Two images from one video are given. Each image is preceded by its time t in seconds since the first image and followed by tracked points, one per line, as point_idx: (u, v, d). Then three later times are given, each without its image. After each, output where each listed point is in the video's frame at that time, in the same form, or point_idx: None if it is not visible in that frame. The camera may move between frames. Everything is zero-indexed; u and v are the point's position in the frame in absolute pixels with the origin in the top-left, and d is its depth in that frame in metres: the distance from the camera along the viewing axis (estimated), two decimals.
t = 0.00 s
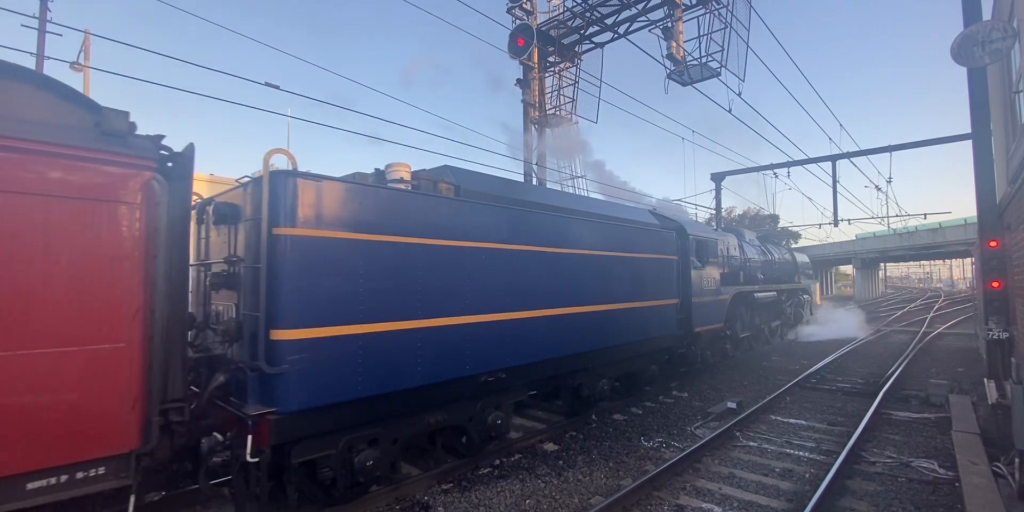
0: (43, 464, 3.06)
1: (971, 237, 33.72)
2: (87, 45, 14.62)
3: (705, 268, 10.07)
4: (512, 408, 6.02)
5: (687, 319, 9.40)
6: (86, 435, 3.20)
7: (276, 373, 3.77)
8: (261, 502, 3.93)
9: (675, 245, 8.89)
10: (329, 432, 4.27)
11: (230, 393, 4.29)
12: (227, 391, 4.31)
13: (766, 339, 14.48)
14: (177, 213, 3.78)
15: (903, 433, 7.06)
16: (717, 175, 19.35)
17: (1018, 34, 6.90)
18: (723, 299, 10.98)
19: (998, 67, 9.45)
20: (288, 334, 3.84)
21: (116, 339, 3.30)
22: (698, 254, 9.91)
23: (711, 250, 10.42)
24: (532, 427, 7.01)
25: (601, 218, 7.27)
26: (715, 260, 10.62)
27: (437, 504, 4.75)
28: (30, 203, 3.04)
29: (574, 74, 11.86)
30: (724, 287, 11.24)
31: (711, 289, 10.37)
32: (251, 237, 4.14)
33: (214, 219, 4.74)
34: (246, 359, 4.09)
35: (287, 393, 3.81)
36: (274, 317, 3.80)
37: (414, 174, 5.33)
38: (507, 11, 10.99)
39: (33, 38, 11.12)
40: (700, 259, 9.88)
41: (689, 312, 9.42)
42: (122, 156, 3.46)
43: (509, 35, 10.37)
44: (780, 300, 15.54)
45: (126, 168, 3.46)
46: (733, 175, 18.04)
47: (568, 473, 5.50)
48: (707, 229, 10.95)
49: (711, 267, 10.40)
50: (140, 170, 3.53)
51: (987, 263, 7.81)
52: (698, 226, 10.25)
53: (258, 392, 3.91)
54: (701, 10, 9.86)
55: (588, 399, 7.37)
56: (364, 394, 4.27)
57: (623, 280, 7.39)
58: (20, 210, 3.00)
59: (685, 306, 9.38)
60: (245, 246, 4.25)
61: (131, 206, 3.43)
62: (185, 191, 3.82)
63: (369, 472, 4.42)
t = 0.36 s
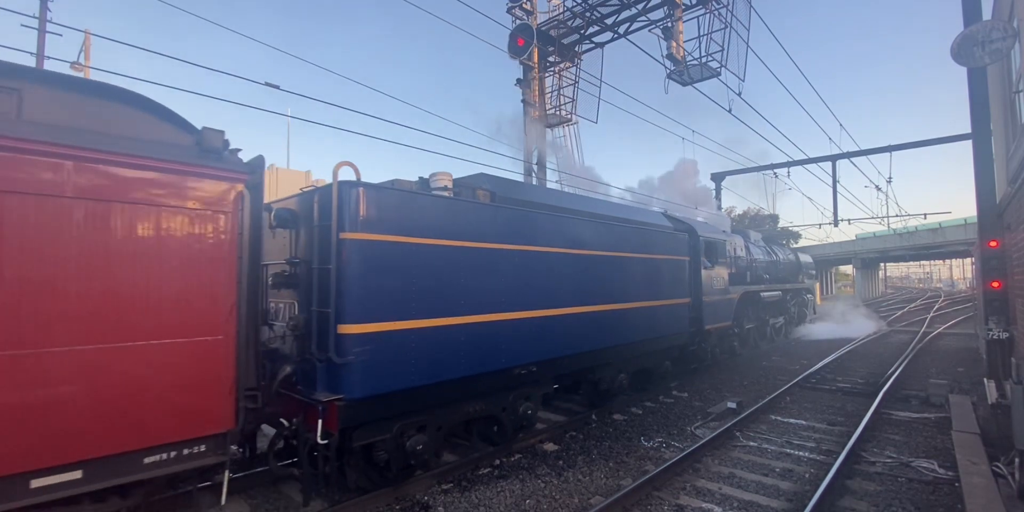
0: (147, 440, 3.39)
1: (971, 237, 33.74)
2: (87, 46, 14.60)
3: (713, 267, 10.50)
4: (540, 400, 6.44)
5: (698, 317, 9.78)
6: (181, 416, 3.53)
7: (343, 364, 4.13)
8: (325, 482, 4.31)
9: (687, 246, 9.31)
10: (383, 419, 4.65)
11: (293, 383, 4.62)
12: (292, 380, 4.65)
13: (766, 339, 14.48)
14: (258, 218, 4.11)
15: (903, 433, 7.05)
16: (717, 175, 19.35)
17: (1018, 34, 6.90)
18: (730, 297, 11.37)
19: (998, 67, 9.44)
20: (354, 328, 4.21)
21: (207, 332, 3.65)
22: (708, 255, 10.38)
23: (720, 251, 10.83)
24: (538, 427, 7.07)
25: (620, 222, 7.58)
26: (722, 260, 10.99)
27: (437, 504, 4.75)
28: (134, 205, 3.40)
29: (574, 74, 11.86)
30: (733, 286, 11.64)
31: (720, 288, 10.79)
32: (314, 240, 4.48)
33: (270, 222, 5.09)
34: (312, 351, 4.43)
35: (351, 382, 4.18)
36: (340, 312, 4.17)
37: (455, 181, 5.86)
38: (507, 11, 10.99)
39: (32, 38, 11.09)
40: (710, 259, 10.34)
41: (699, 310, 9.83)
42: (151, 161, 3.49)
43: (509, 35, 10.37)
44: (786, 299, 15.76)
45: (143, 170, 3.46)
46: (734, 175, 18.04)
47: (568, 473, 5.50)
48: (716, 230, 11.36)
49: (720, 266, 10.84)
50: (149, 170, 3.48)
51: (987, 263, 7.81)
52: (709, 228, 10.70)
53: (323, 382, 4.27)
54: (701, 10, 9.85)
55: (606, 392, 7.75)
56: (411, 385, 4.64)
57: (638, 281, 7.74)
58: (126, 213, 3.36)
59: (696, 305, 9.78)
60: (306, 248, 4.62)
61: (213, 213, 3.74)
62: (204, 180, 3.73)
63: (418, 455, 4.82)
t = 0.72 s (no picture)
0: (243, 424, 3.61)
1: (971, 237, 33.75)
2: (88, 46, 14.64)
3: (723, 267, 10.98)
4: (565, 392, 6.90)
5: (709, 315, 10.21)
6: (271, 402, 3.74)
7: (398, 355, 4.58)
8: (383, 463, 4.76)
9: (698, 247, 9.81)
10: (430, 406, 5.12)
11: (349, 373, 5.11)
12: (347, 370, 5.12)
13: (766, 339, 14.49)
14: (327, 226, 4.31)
15: (903, 433, 7.05)
16: (717, 175, 19.37)
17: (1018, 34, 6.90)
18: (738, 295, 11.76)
19: (998, 67, 9.44)
20: (408, 323, 4.67)
21: (295, 325, 3.89)
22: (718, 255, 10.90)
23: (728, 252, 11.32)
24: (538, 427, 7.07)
25: (636, 226, 8.04)
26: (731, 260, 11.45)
27: (437, 504, 4.75)
28: (230, 207, 3.64)
29: (575, 74, 11.86)
30: (739, 286, 12.04)
31: (727, 287, 11.17)
32: (370, 242, 4.92)
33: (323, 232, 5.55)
34: (367, 344, 4.89)
35: (405, 371, 4.63)
36: (397, 309, 4.63)
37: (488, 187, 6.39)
38: (507, 11, 10.98)
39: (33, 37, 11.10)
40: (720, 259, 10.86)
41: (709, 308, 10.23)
42: (183, 166, 3.44)
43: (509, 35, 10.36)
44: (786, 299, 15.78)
45: (158, 173, 3.33)
46: (734, 175, 18.04)
47: (568, 473, 5.51)
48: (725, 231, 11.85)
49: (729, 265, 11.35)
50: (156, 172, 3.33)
51: (987, 263, 7.82)
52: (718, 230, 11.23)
53: (380, 371, 4.73)
54: (701, 10, 9.85)
55: (623, 386, 8.21)
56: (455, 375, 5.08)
57: (653, 280, 8.20)
58: (224, 214, 3.60)
59: (706, 304, 10.21)
60: (360, 252, 5.11)
61: (271, 216, 3.84)
62: (208, 180, 3.54)
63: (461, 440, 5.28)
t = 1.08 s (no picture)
0: (326, 410, 3.90)
1: (971, 237, 33.73)
2: (88, 47, 14.63)
3: (732, 267, 11.31)
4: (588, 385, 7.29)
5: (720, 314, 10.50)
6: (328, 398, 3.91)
7: (446, 347, 5.01)
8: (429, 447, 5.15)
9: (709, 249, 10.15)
10: (472, 396, 5.54)
11: (398, 366, 5.53)
12: (395, 363, 5.56)
13: (766, 339, 14.50)
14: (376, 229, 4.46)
15: (903, 433, 7.05)
16: (717, 175, 19.39)
17: (1017, 34, 6.90)
18: (745, 293, 12.00)
19: (998, 67, 9.43)
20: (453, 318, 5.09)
21: (365, 321, 4.19)
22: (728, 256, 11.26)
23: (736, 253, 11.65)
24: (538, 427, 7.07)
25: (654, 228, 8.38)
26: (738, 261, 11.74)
27: (437, 504, 4.75)
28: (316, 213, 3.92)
29: (574, 74, 11.86)
30: (746, 284, 12.29)
31: (736, 287, 11.42)
32: (418, 243, 5.33)
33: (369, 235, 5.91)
34: (415, 339, 5.31)
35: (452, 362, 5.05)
36: (444, 306, 5.04)
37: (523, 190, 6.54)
38: (507, 11, 10.98)
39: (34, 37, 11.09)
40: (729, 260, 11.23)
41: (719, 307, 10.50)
42: (212, 171, 3.40)
43: (509, 35, 10.36)
44: (787, 299, 15.78)
45: (180, 179, 3.27)
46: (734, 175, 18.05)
47: (568, 473, 5.50)
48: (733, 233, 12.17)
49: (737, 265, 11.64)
50: (171, 175, 3.23)
51: (986, 263, 7.82)
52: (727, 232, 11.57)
53: (428, 362, 5.15)
54: (700, 9, 9.85)
55: (641, 381, 8.62)
56: (494, 367, 5.50)
57: (669, 281, 8.56)
58: (309, 218, 3.89)
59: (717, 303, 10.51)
60: (404, 254, 5.54)
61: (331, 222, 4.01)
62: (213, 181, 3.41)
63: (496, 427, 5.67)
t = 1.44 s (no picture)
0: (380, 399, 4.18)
1: (971, 237, 33.72)
2: (87, 47, 14.60)
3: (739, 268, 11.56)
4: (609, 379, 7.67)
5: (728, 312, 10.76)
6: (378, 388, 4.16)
7: (483, 342, 5.34)
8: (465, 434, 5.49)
9: (716, 250, 10.36)
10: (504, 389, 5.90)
11: (435, 360, 5.88)
12: (433, 357, 5.90)
13: (767, 338, 14.49)
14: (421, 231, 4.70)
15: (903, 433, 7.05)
16: (717, 175, 19.38)
17: (1017, 34, 6.89)
18: (752, 293, 12.21)
19: (999, 67, 9.42)
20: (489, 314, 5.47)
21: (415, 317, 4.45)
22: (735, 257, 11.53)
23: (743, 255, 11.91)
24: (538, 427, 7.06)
25: (670, 230, 8.73)
26: (745, 262, 11.97)
27: (437, 504, 4.76)
28: (375, 219, 4.19)
29: (575, 74, 11.86)
30: (753, 283, 12.54)
31: (741, 288, 11.65)
32: (456, 244, 5.71)
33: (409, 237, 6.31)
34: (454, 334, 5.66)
35: (488, 355, 5.39)
36: (481, 303, 5.39)
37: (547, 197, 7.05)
38: (507, 11, 10.98)
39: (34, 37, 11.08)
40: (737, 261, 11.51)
41: (727, 306, 10.75)
42: (215, 172, 3.31)
43: (509, 35, 10.35)
44: (788, 299, 15.78)
45: (187, 182, 3.21)
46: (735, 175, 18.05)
47: (568, 473, 5.50)
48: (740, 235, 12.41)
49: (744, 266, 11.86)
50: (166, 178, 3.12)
51: (987, 263, 7.82)
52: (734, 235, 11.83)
53: (466, 356, 5.49)
54: (700, 9, 9.84)
55: (656, 376, 9.02)
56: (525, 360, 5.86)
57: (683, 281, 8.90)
58: (373, 224, 4.17)
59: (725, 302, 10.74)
60: (442, 256, 5.90)
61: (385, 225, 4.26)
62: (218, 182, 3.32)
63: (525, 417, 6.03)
